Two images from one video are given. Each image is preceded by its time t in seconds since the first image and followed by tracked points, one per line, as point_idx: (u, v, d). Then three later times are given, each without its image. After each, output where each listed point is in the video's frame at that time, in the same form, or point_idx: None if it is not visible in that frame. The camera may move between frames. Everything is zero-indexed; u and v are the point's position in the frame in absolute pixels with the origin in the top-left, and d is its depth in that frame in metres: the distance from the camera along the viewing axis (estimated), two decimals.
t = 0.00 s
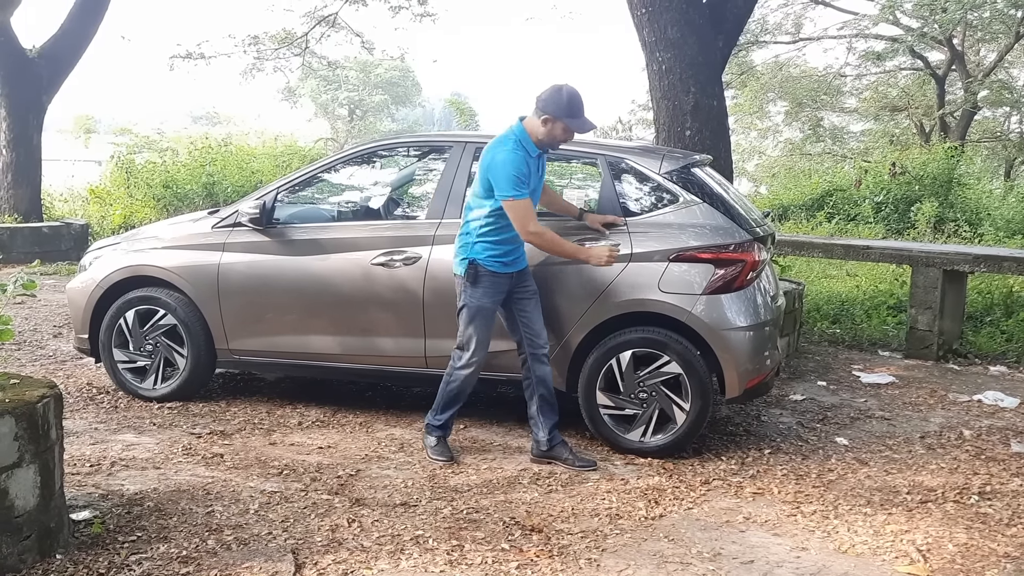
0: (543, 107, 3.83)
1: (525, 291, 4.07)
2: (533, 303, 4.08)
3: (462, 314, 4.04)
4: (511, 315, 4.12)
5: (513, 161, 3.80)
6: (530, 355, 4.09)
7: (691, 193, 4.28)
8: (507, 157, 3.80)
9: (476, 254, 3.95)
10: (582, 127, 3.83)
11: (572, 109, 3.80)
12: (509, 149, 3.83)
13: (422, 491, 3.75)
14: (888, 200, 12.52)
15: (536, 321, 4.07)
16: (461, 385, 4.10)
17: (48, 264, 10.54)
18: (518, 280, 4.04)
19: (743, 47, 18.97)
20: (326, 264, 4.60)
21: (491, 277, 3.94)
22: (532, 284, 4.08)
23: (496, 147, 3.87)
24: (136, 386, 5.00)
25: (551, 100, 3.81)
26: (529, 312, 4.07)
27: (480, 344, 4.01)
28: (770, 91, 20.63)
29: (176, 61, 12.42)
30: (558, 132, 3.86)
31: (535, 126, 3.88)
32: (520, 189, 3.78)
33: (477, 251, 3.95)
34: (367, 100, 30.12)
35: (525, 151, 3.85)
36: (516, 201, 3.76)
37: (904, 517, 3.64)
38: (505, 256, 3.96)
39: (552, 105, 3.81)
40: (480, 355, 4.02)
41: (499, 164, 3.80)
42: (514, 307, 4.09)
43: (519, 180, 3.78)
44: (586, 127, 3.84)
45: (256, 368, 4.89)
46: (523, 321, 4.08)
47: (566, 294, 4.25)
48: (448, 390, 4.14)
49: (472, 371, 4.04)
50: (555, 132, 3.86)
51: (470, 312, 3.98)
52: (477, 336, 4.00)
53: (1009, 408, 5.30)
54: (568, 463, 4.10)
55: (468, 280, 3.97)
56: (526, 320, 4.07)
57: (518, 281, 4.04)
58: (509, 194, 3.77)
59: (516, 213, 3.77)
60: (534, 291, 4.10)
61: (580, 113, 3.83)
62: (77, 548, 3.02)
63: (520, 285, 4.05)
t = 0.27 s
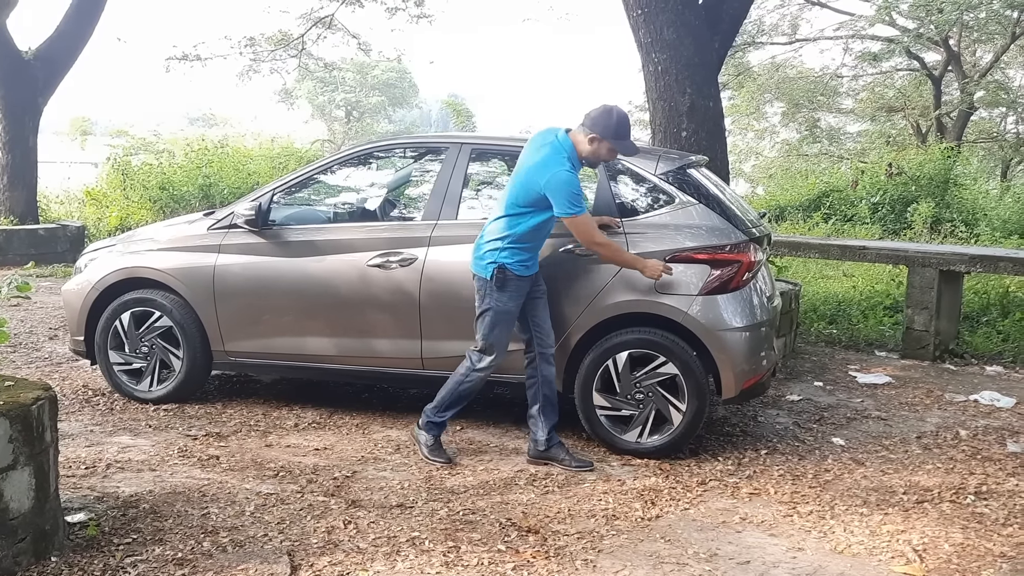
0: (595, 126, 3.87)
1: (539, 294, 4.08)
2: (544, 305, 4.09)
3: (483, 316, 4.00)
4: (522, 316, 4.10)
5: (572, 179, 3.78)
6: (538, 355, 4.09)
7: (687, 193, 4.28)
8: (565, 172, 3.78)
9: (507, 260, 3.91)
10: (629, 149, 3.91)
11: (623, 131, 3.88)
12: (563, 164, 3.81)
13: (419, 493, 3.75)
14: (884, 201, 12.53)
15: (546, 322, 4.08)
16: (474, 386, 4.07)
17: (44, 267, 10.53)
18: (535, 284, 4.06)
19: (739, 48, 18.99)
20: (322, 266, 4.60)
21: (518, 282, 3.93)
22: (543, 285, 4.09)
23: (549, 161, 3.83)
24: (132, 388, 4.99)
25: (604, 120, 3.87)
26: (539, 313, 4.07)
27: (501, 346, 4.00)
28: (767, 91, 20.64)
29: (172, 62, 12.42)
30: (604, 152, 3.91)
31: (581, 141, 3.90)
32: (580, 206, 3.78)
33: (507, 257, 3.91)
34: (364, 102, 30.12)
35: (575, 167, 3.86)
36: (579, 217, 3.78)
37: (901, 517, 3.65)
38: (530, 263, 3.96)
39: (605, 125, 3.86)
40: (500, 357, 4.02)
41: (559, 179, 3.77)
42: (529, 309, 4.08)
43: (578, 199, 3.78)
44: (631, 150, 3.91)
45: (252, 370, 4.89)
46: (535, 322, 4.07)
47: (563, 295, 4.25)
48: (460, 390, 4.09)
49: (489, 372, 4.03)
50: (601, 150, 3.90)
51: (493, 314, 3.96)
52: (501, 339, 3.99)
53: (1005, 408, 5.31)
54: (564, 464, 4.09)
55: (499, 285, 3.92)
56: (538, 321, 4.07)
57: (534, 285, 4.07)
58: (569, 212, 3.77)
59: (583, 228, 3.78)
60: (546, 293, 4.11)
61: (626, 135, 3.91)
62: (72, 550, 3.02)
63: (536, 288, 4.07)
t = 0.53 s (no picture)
0: (627, 137, 3.91)
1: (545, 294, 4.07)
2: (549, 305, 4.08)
3: (493, 315, 3.95)
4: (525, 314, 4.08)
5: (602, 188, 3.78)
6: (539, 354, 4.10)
7: (683, 193, 4.28)
8: (595, 180, 3.77)
9: (521, 258, 3.88)
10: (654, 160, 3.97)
11: (650, 144, 3.94)
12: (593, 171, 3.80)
13: (415, 494, 3.75)
14: (880, 200, 12.55)
15: (549, 321, 4.08)
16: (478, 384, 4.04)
17: (38, 269, 10.50)
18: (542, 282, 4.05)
19: (734, 48, 19.01)
20: (318, 267, 4.60)
21: (530, 283, 3.91)
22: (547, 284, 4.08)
23: (578, 165, 3.81)
24: (128, 390, 4.98)
25: (635, 132, 3.92)
26: (543, 313, 4.07)
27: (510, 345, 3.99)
28: (762, 91, 20.66)
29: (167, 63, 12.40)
30: (629, 161, 3.95)
31: (608, 149, 3.93)
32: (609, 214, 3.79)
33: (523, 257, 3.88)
34: (359, 103, 30.11)
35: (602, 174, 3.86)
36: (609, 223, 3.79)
37: (897, 516, 3.65)
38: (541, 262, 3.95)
39: (636, 138, 3.92)
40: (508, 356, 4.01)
41: (590, 186, 3.75)
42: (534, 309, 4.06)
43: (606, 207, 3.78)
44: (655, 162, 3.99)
45: (248, 372, 4.88)
46: (539, 322, 4.06)
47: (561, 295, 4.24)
48: (464, 389, 4.04)
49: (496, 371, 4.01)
50: (627, 159, 3.94)
51: (503, 313, 3.92)
52: (511, 339, 3.97)
53: (1001, 406, 5.32)
54: (561, 465, 4.09)
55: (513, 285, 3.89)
56: (542, 321, 4.07)
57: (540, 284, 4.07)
58: (597, 218, 3.76)
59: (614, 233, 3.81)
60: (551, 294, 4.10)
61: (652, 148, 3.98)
62: (68, 553, 3.01)
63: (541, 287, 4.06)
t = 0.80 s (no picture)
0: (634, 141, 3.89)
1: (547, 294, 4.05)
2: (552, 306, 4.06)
3: (496, 314, 3.93)
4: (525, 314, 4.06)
5: (606, 188, 3.76)
6: (539, 355, 4.08)
7: (678, 194, 4.28)
8: (599, 179, 3.76)
9: (522, 257, 3.88)
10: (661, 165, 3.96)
11: (658, 148, 3.92)
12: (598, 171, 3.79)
13: (412, 495, 3.74)
14: (875, 200, 12.58)
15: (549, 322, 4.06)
16: (480, 384, 4.02)
17: (33, 272, 10.47)
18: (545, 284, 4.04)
19: (730, 49, 19.04)
20: (313, 269, 4.59)
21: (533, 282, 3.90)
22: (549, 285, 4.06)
23: (583, 165, 3.80)
24: (123, 393, 4.97)
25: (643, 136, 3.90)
26: (545, 314, 4.05)
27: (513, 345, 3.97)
28: (757, 92, 20.69)
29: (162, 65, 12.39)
30: (637, 165, 3.93)
31: (615, 152, 3.91)
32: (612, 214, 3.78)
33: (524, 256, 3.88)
34: (355, 104, 30.11)
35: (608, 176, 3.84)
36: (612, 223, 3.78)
37: (893, 515, 3.66)
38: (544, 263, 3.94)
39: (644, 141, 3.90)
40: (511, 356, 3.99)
41: (593, 185, 3.74)
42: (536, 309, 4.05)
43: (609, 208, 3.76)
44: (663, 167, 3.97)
45: (244, 374, 4.88)
46: (540, 322, 4.05)
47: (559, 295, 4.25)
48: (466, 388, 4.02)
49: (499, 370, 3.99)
50: (635, 163, 3.92)
51: (507, 312, 3.90)
52: (514, 338, 3.95)
53: (996, 406, 5.33)
54: (557, 466, 4.10)
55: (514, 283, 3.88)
56: (543, 322, 4.05)
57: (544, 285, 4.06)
58: (599, 217, 3.75)
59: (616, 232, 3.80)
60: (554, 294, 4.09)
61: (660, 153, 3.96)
62: (63, 556, 3.00)
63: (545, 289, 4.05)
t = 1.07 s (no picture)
0: (623, 127, 3.85)
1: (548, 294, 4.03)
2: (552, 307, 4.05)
3: (492, 313, 3.94)
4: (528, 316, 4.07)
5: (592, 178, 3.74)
6: (541, 357, 4.08)
7: (675, 194, 4.28)
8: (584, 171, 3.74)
9: (518, 256, 3.87)
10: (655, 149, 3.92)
11: (650, 133, 3.90)
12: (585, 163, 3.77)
13: (410, 496, 3.74)
14: (871, 199, 12.60)
15: (551, 324, 4.05)
16: (479, 383, 4.01)
17: (29, 274, 10.46)
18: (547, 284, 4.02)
19: (726, 49, 19.06)
20: (311, 271, 4.59)
21: (529, 281, 3.89)
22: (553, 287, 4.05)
23: (570, 161, 3.79)
24: (121, 395, 4.96)
25: (631, 121, 3.87)
26: (547, 315, 4.04)
27: (511, 345, 3.96)
28: (754, 92, 20.71)
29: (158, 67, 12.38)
30: (630, 153, 3.89)
31: (607, 143, 3.87)
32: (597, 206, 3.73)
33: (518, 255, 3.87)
34: (351, 105, 30.10)
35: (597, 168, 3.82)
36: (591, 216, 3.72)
37: (890, 514, 3.67)
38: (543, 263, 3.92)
39: (632, 128, 3.86)
40: (509, 356, 3.98)
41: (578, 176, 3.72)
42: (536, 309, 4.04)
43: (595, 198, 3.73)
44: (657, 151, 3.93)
45: (242, 375, 4.87)
46: (541, 323, 4.04)
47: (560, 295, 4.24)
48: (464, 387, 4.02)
49: (497, 370, 3.98)
50: (628, 152, 3.88)
51: (503, 311, 3.90)
52: (510, 338, 3.94)
53: (993, 404, 5.34)
54: (555, 466, 4.10)
55: (510, 283, 3.87)
56: (545, 323, 4.05)
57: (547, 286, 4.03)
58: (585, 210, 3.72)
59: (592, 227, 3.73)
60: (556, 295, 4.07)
61: (652, 137, 3.93)
62: (61, 558, 3.00)
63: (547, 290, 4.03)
